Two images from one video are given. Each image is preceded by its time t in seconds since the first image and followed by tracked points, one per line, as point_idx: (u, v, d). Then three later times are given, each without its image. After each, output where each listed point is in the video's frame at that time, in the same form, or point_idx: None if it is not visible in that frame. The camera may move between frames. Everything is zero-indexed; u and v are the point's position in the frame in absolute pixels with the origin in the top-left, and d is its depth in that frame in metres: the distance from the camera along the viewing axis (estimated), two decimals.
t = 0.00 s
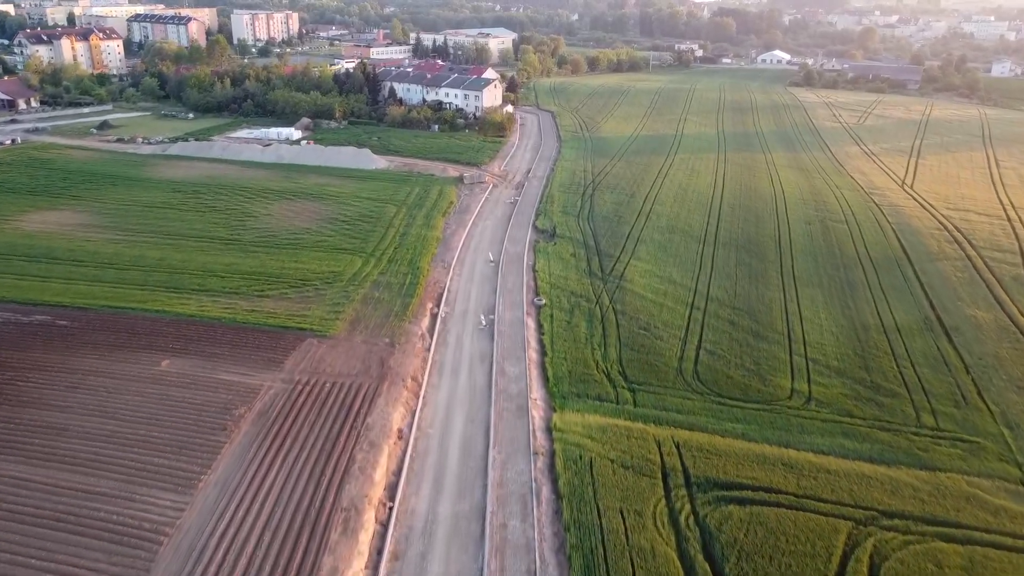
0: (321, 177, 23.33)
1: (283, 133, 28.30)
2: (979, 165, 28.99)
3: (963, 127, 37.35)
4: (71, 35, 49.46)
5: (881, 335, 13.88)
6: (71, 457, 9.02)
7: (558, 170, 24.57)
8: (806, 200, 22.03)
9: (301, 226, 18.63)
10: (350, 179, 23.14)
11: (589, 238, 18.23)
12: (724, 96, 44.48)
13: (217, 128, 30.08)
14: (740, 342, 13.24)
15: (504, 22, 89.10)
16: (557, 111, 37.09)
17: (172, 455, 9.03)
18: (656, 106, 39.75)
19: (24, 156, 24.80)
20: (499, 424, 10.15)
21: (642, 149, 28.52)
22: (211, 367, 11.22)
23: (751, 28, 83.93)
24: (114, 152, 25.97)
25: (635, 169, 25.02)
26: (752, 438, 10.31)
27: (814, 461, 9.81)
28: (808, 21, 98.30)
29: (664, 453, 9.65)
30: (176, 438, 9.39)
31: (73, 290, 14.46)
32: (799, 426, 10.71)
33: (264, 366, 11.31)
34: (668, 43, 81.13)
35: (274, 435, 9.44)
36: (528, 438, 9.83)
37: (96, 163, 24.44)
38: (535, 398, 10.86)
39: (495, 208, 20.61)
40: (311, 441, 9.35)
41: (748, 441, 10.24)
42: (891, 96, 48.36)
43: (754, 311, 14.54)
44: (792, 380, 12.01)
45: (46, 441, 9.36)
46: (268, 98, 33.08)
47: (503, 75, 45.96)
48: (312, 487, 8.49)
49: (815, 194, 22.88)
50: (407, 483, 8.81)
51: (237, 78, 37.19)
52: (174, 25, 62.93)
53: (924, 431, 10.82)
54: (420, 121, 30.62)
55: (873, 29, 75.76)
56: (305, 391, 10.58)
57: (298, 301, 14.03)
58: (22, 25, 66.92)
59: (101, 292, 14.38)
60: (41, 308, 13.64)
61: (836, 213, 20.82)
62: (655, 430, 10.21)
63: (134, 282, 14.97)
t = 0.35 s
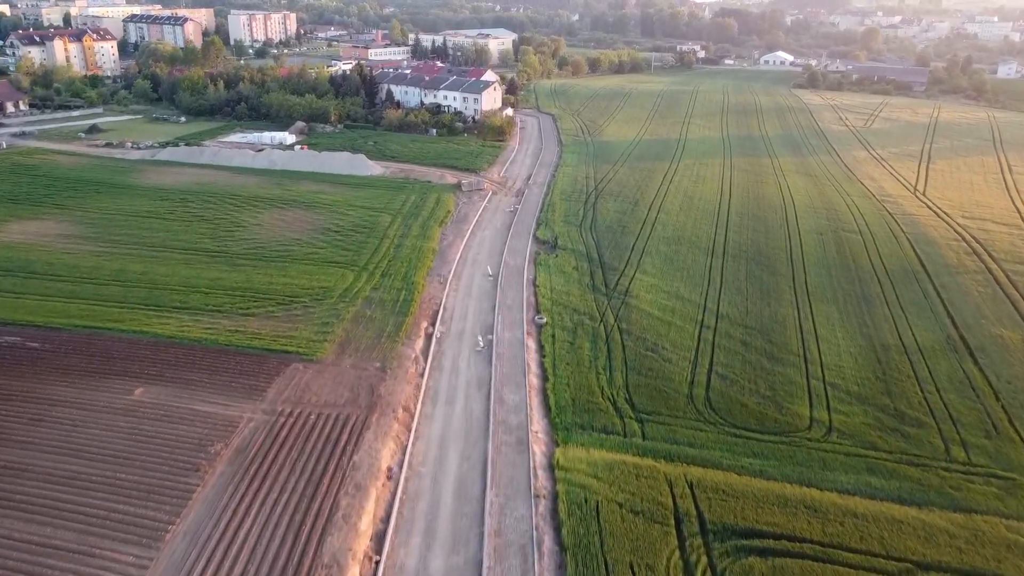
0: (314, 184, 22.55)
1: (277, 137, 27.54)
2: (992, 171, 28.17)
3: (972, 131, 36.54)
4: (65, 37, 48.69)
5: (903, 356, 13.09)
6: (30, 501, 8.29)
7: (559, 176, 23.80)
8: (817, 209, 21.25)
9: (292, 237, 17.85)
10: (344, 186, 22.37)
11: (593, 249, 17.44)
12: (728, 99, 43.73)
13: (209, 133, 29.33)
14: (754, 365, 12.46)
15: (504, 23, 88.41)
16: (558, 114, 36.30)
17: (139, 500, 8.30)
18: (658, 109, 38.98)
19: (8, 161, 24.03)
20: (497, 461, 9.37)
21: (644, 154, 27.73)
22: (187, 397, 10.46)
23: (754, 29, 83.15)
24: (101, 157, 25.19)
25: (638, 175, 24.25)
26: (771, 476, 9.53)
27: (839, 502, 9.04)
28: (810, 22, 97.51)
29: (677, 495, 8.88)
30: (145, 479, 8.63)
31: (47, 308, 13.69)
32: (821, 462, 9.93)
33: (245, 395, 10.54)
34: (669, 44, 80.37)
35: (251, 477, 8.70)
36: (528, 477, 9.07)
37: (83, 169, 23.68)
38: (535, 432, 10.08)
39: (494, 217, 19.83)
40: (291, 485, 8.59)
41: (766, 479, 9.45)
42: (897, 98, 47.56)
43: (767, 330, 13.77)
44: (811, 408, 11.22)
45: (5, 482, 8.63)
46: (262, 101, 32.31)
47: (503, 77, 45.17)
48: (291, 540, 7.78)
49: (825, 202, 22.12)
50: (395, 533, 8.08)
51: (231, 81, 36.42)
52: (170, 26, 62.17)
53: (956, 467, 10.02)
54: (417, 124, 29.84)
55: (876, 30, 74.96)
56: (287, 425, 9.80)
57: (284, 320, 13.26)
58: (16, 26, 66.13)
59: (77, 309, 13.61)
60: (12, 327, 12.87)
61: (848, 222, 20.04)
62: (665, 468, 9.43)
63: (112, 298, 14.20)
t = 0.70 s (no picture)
0: (306, 192, 21.78)
1: (269, 142, 26.78)
2: (1006, 177, 27.35)
3: (983, 134, 35.73)
4: (57, 38, 47.85)
5: (928, 381, 12.31)
6: None
7: (560, 184, 23.03)
8: (828, 218, 20.46)
9: (281, 249, 17.09)
10: (338, 194, 21.60)
11: (596, 262, 16.67)
12: (732, 101, 42.94)
13: (200, 137, 28.55)
14: (770, 391, 11.67)
15: (504, 23, 87.65)
16: (559, 117, 35.50)
17: (100, 556, 7.56)
18: (661, 112, 38.18)
19: None
20: (495, 506, 8.61)
21: (648, 160, 26.95)
22: (160, 431, 9.67)
23: (756, 30, 82.34)
24: (88, 163, 24.43)
25: (643, 182, 23.47)
26: (792, 521, 8.77)
27: (868, 551, 8.29)
28: (813, 22, 96.70)
29: (691, 546, 8.14)
30: (107, 530, 7.89)
31: (17, 328, 12.91)
32: (846, 503, 9.16)
33: (222, 428, 9.78)
34: (671, 45, 79.54)
35: (225, 529, 7.97)
36: (529, 525, 8.33)
37: (67, 175, 22.91)
38: (536, 470, 9.32)
39: (493, 227, 19.04)
40: (269, 537, 7.86)
41: (788, 525, 8.69)
42: (904, 101, 46.73)
43: (782, 352, 12.98)
44: (833, 441, 10.44)
45: None
46: (256, 104, 31.54)
47: (503, 79, 44.38)
48: None
49: (837, 210, 21.33)
50: None
51: (224, 83, 35.63)
52: (166, 27, 61.40)
53: (993, 509, 9.24)
54: (415, 129, 29.05)
55: (880, 31, 74.14)
56: (266, 464, 9.03)
57: (269, 342, 12.46)
58: (11, 26, 65.34)
59: (49, 330, 12.83)
60: None
61: (861, 232, 19.26)
62: (678, 512, 8.67)
63: (88, 316, 13.43)
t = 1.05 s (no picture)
0: (298, 200, 20.98)
1: (262, 147, 25.98)
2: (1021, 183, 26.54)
3: (993, 138, 34.92)
4: (50, 39, 47.10)
5: (957, 409, 11.50)
6: None
7: (561, 191, 22.22)
8: (841, 228, 19.66)
9: (270, 262, 16.28)
10: (332, 203, 20.80)
11: (600, 277, 15.86)
12: (737, 104, 42.16)
13: (191, 142, 27.77)
14: (789, 423, 10.85)
15: (504, 24, 86.85)
16: (560, 121, 34.70)
17: None
18: (665, 115, 37.38)
19: None
20: (493, 562, 7.82)
21: (652, 165, 26.14)
22: (127, 472, 8.87)
23: (759, 30, 81.56)
24: (73, 169, 23.64)
25: (647, 189, 22.67)
26: None
27: None
28: (815, 23, 95.94)
29: None
30: None
31: None
32: (877, 554, 8.37)
33: (195, 469, 8.98)
34: (673, 46, 78.77)
35: None
36: None
37: (51, 183, 22.13)
38: (538, 518, 8.52)
39: (492, 239, 18.24)
40: None
41: None
42: (911, 103, 45.91)
43: (800, 377, 12.16)
44: (860, 481, 9.63)
45: None
46: (249, 107, 30.75)
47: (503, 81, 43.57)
48: None
49: (850, 219, 20.51)
50: None
51: (218, 86, 34.84)
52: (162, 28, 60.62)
53: None
54: (412, 133, 28.26)
55: (884, 32, 73.32)
56: (242, 513, 8.24)
57: (252, 367, 11.65)
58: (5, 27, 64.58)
59: (17, 353, 12.01)
60: None
61: (876, 244, 18.46)
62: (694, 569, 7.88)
63: (60, 337, 12.62)
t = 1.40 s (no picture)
0: (289, 209, 20.23)
1: (254, 152, 25.21)
2: None
3: (1004, 142, 34.15)
4: (42, 40, 46.31)
5: (988, 440, 10.73)
6: None
7: (562, 199, 21.46)
8: (853, 238, 18.90)
9: (257, 276, 15.52)
10: (324, 211, 20.05)
11: (604, 292, 15.08)
12: (740, 106, 41.42)
13: (182, 147, 27.01)
14: (810, 457, 10.07)
15: (504, 24, 86.03)
16: (561, 124, 33.93)
17: None
18: (667, 118, 36.64)
19: None
20: None
21: (655, 171, 25.39)
22: (89, 519, 8.12)
23: (761, 31, 80.78)
24: (59, 176, 22.88)
25: (652, 197, 21.91)
26: None
27: None
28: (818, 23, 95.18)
29: None
30: None
31: None
32: None
33: (164, 516, 8.23)
34: (674, 47, 77.98)
35: None
36: None
37: (34, 190, 21.38)
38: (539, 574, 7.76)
39: (491, 250, 17.47)
40: None
41: None
42: (918, 105, 45.14)
43: (820, 404, 11.38)
44: (891, 525, 8.86)
45: None
46: (242, 111, 30.00)
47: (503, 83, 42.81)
48: None
49: (862, 229, 19.74)
50: None
51: (211, 88, 34.09)
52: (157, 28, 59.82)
53: None
54: (409, 138, 27.51)
55: (887, 33, 72.53)
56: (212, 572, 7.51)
57: (232, 395, 10.88)
58: None
59: None
60: None
61: (891, 255, 17.70)
62: None
63: (29, 360, 11.85)
